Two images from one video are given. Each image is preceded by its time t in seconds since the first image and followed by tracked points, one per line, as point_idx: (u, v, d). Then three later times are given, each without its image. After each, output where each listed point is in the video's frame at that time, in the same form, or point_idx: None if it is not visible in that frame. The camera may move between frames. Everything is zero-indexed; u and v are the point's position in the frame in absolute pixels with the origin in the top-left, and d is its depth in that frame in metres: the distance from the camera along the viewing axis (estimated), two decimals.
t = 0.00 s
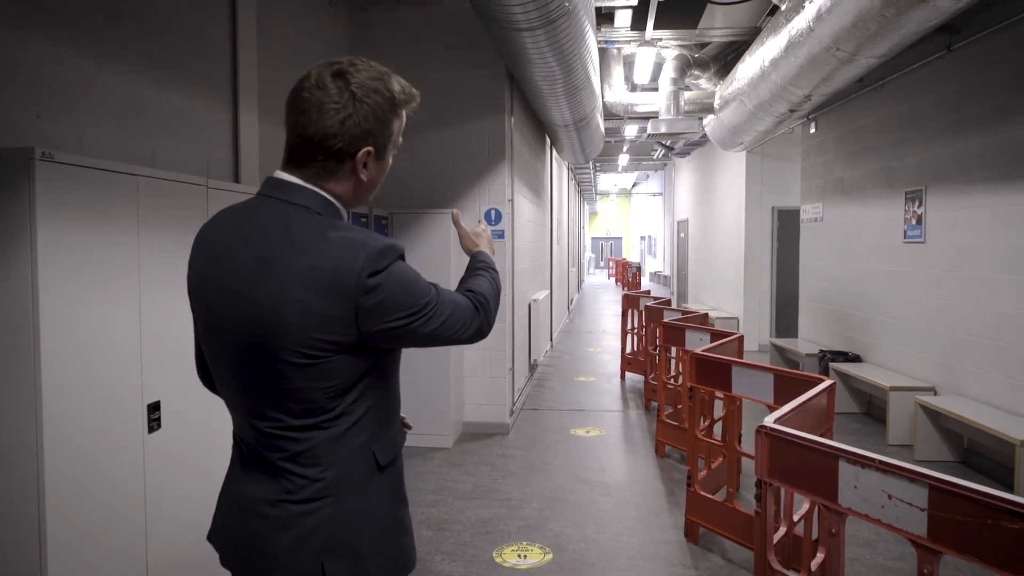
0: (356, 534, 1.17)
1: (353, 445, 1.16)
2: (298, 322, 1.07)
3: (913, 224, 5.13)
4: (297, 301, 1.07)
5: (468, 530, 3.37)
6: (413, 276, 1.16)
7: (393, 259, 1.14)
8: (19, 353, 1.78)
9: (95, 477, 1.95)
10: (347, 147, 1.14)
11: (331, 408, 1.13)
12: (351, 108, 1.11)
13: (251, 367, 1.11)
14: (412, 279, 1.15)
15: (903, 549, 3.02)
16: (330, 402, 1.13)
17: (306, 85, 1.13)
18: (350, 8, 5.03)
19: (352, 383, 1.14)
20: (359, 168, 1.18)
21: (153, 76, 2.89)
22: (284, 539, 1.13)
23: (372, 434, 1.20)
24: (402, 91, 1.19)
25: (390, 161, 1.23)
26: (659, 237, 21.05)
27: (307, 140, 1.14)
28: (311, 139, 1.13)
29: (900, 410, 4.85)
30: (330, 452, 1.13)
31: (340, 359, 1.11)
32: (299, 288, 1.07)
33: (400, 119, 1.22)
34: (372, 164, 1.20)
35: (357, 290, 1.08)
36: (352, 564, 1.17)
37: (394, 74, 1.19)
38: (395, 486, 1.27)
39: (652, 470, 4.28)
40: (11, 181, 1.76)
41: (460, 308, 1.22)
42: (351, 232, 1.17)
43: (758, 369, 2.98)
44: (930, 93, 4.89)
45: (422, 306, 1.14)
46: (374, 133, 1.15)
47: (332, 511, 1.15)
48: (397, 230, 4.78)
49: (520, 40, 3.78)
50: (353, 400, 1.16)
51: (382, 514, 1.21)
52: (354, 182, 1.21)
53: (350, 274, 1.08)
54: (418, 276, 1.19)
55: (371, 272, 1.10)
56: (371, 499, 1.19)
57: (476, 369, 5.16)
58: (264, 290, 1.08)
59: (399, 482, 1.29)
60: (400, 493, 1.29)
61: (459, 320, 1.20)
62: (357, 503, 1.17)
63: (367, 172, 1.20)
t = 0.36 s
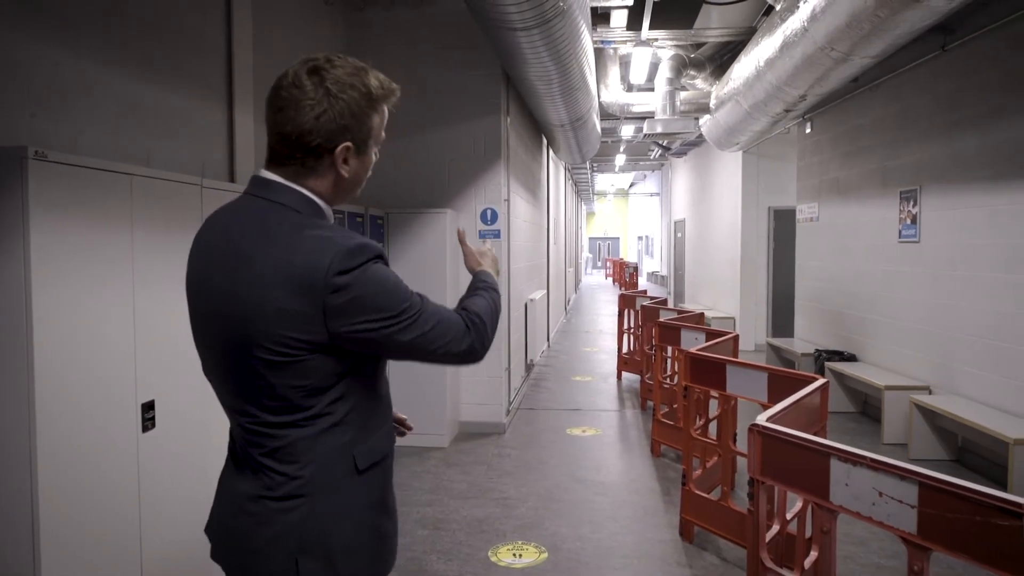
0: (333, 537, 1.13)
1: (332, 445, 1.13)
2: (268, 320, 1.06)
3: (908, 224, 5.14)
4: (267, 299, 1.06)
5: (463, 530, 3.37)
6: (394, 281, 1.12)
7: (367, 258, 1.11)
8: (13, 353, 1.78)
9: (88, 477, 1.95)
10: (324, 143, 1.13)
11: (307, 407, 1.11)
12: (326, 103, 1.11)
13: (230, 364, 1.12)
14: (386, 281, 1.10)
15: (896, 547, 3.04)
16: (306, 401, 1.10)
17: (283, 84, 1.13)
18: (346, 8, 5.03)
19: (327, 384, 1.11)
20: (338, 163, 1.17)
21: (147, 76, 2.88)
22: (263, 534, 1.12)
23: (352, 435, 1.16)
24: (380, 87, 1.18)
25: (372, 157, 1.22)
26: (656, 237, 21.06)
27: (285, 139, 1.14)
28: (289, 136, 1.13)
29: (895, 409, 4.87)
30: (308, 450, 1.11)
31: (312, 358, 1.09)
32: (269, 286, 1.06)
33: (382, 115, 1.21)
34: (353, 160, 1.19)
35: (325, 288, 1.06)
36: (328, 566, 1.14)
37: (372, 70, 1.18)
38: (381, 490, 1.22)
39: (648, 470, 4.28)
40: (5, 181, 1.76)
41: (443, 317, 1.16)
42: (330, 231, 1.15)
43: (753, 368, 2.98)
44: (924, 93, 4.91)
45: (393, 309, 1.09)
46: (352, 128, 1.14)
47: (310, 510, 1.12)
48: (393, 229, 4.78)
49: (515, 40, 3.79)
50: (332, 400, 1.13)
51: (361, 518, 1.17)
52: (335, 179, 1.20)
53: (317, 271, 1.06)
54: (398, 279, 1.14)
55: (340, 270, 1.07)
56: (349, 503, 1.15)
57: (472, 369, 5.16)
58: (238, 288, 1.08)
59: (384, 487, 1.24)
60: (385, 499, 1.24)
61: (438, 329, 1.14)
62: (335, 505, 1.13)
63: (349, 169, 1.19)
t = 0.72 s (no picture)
0: (289, 533, 1.08)
1: (288, 439, 1.08)
2: (216, 304, 1.04)
3: (903, 222, 5.16)
4: (216, 284, 1.04)
5: (457, 526, 3.38)
6: (337, 300, 0.97)
7: (308, 255, 0.99)
8: (5, 351, 1.78)
9: (81, 474, 1.96)
10: (269, 117, 1.13)
11: (262, 397, 1.07)
12: (273, 80, 1.12)
13: (199, 346, 1.12)
14: (316, 288, 0.96)
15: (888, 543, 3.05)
16: (259, 390, 1.07)
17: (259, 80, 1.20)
18: (341, 6, 5.02)
19: (279, 378, 1.06)
20: (283, 138, 1.13)
21: (141, 74, 2.88)
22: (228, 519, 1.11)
23: (309, 432, 1.10)
24: (339, 71, 1.15)
25: (327, 139, 1.14)
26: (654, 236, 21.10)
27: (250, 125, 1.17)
28: (250, 120, 1.15)
29: (890, 406, 4.89)
30: (266, 439, 1.07)
31: (256, 350, 1.03)
32: (217, 269, 1.04)
33: (346, 101, 1.15)
34: (302, 138, 1.14)
35: (253, 278, 0.98)
36: (281, 562, 1.09)
37: (342, 63, 1.17)
38: (347, 491, 1.16)
39: (643, 467, 4.29)
40: None
41: (370, 357, 0.96)
42: (295, 226, 1.07)
43: (746, 365, 2.99)
44: (919, 92, 4.92)
45: (306, 321, 0.95)
46: (292, 101, 1.11)
47: (267, 503, 1.07)
48: (388, 228, 4.78)
49: (510, 38, 3.79)
50: (289, 393, 1.07)
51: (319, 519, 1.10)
52: (288, 159, 1.15)
53: (251, 260, 0.99)
54: (345, 290, 1.01)
55: (272, 261, 0.98)
56: (307, 499, 1.09)
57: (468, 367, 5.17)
58: (199, 272, 1.08)
59: (353, 491, 1.18)
60: (352, 503, 1.18)
61: (352, 365, 0.95)
62: (293, 500, 1.08)
63: (298, 147, 1.14)
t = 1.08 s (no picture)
0: (256, 525, 1.09)
1: (258, 431, 1.11)
2: (190, 294, 1.10)
3: (894, 222, 5.21)
4: (191, 276, 1.10)
5: (451, 523, 3.42)
6: (285, 286, 0.97)
7: (267, 245, 1.02)
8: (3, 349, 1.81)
9: (78, 470, 1.99)
10: (254, 117, 1.17)
11: (233, 386, 1.11)
12: (257, 82, 1.16)
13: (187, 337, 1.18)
14: (269, 275, 0.98)
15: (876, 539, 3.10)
16: (231, 379, 1.11)
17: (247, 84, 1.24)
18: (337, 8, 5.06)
19: (250, 367, 1.09)
20: (267, 137, 1.17)
21: (137, 76, 2.91)
22: (204, 507, 1.14)
23: (277, 426, 1.12)
24: (321, 72, 1.19)
25: (310, 135, 1.18)
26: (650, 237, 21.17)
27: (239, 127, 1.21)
28: (237, 122, 1.20)
29: (881, 405, 4.93)
30: (238, 431, 1.11)
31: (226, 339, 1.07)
32: (192, 261, 1.10)
33: (328, 101, 1.19)
34: (285, 136, 1.18)
35: (215, 267, 1.03)
36: (249, 554, 1.10)
37: (326, 66, 1.21)
38: (321, 489, 1.17)
39: (636, 465, 4.34)
40: None
41: (309, 343, 0.94)
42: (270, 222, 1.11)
43: (734, 363, 3.03)
44: (909, 93, 4.97)
45: (257, 307, 0.97)
46: (274, 100, 1.15)
47: (237, 492, 1.10)
48: (383, 228, 4.82)
49: (503, 40, 3.83)
50: (260, 384, 1.11)
51: (288, 511, 1.12)
52: (273, 158, 1.20)
53: (216, 250, 1.04)
54: (302, 278, 1.01)
55: (232, 251, 1.02)
56: (276, 492, 1.11)
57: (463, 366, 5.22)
58: (183, 265, 1.14)
59: (329, 489, 1.19)
60: (328, 500, 1.19)
61: (292, 351, 0.94)
62: (262, 491, 1.10)
63: (281, 144, 1.18)
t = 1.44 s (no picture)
0: (273, 514, 1.14)
1: (274, 424, 1.16)
2: (206, 299, 1.13)
3: (887, 222, 5.26)
4: (205, 281, 1.12)
5: (447, 520, 3.47)
6: (312, 289, 1.04)
7: (285, 250, 1.07)
8: (9, 345, 1.86)
9: (80, 465, 2.04)
10: (268, 131, 1.19)
11: (249, 385, 1.15)
12: (265, 95, 1.18)
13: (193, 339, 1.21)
14: (293, 279, 1.04)
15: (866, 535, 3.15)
16: (246, 377, 1.15)
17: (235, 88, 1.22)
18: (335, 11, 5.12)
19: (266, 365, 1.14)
20: (284, 151, 1.21)
21: (138, 79, 2.97)
22: (218, 501, 1.17)
23: (292, 418, 1.17)
24: (321, 81, 1.24)
25: (320, 146, 1.25)
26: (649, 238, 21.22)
27: (236, 134, 1.21)
28: (238, 130, 1.20)
29: (874, 404, 4.99)
30: (253, 426, 1.15)
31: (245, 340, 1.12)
32: (204, 267, 1.12)
33: (329, 110, 1.26)
34: (299, 148, 1.23)
35: (236, 272, 1.06)
36: (267, 543, 1.14)
37: (318, 71, 1.25)
38: (330, 478, 1.22)
39: (631, 463, 4.39)
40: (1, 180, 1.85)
41: (344, 341, 1.02)
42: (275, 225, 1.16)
43: (725, 362, 3.09)
44: (902, 95, 5.03)
45: (287, 311, 1.02)
46: (290, 115, 1.19)
47: (253, 484, 1.14)
48: (381, 228, 4.87)
49: (499, 44, 3.88)
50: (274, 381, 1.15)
51: (303, 500, 1.17)
52: (284, 168, 1.24)
53: (233, 256, 1.08)
54: (323, 281, 1.07)
55: (252, 257, 1.06)
56: (291, 482, 1.16)
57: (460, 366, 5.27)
58: (190, 270, 1.16)
59: (337, 478, 1.24)
60: (338, 489, 1.24)
61: (328, 350, 1.01)
62: (277, 482, 1.15)
63: (297, 156, 1.23)
